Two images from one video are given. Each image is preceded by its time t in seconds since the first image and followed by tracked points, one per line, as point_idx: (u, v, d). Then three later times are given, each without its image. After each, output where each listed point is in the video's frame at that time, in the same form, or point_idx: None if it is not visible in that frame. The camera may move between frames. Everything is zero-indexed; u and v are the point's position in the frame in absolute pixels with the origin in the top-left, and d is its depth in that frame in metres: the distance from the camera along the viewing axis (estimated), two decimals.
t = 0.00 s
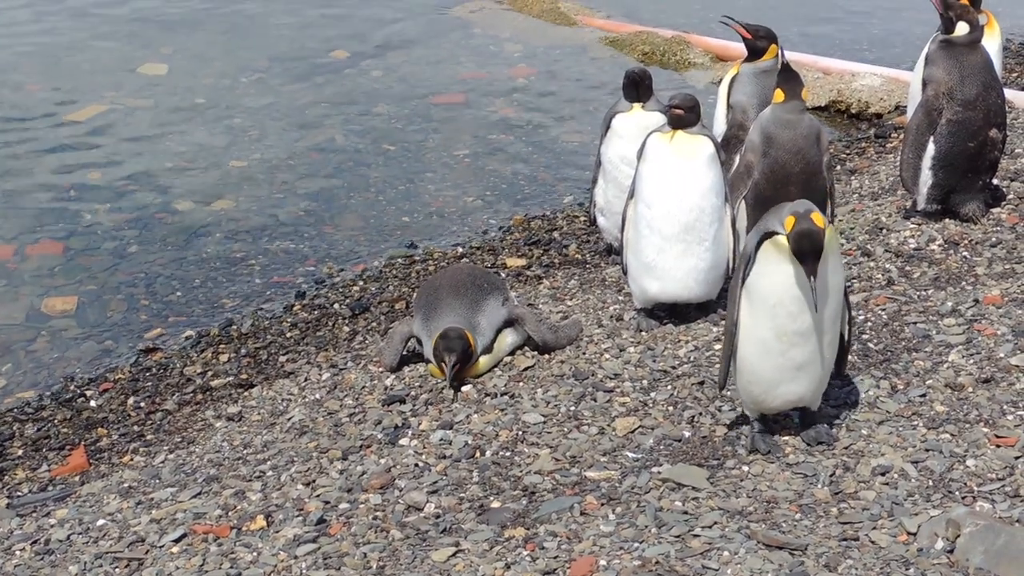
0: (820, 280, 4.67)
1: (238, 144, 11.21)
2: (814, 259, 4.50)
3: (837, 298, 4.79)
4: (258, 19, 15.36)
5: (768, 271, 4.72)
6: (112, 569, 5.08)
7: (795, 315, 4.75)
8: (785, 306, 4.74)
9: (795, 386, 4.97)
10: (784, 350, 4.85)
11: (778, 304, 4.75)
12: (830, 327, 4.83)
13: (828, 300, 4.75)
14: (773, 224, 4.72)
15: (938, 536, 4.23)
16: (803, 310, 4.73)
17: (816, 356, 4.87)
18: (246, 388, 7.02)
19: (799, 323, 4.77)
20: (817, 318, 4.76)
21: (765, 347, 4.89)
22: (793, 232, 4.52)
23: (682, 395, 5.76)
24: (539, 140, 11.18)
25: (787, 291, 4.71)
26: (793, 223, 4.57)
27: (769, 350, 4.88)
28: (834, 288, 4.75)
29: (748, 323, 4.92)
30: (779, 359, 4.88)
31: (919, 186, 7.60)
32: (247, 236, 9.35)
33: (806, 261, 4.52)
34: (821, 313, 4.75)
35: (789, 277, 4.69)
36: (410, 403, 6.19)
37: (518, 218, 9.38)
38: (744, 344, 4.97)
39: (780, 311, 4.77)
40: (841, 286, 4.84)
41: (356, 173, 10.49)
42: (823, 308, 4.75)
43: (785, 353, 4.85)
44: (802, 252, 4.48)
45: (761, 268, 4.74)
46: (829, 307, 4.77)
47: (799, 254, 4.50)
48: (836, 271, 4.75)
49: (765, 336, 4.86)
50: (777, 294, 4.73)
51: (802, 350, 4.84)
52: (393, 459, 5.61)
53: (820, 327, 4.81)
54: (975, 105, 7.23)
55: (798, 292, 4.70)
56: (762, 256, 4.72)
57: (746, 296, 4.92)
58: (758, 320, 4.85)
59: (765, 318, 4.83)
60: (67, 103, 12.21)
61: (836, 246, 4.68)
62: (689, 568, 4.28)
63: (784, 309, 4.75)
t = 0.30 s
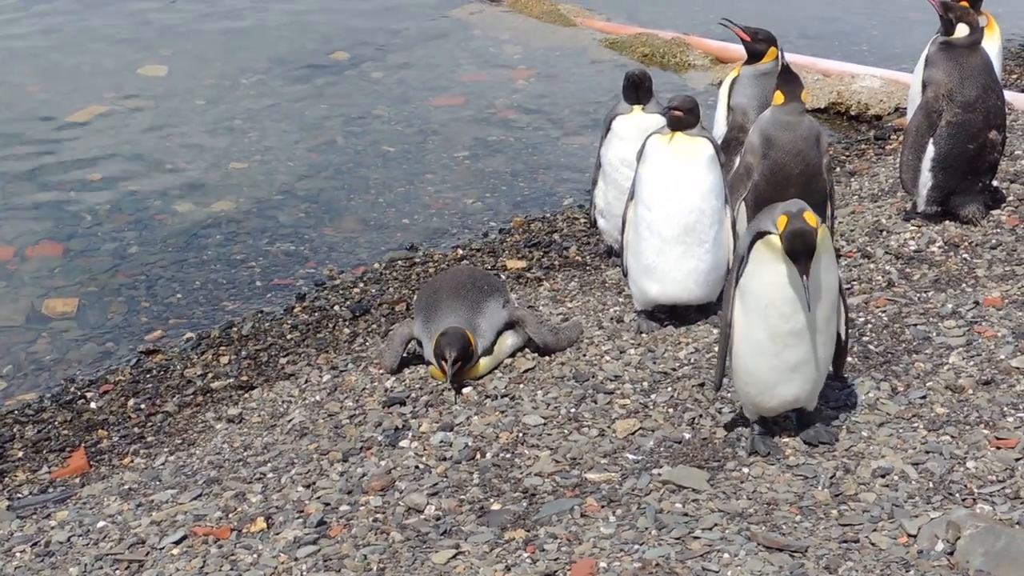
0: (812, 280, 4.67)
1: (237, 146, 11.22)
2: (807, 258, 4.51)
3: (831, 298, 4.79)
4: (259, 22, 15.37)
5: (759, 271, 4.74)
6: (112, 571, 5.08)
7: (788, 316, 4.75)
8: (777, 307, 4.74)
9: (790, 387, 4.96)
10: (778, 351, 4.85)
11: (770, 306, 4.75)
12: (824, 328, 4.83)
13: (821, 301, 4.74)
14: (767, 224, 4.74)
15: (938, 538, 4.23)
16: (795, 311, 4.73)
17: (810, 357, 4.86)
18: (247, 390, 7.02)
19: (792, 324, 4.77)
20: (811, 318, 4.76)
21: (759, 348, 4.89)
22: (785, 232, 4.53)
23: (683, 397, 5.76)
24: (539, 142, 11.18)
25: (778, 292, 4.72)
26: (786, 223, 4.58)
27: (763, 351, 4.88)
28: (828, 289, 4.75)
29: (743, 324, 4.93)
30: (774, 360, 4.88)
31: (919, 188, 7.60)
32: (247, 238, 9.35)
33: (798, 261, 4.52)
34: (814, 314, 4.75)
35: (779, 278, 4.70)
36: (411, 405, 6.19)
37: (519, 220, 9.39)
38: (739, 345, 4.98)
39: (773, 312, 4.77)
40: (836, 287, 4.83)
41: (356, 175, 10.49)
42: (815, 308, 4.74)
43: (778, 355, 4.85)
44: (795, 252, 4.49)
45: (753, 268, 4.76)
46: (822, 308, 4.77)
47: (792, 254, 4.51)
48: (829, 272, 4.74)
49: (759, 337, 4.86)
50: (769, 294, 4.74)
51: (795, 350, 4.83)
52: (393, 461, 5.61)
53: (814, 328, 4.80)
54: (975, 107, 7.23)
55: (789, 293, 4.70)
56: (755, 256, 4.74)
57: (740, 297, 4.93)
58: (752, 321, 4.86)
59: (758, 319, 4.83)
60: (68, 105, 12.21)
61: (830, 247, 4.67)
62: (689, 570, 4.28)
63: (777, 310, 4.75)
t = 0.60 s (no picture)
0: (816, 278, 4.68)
1: (236, 146, 11.22)
2: (814, 240, 4.59)
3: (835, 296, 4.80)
4: (258, 22, 15.37)
5: (766, 267, 4.72)
6: (111, 572, 5.08)
7: (794, 315, 4.75)
8: (783, 306, 4.74)
9: (795, 386, 4.96)
10: (783, 351, 4.85)
11: (776, 305, 4.75)
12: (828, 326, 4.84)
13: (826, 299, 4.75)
14: (769, 220, 4.75)
15: (937, 539, 4.24)
16: (800, 310, 4.73)
17: (815, 355, 4.88)
18: (246, 391, 7.01)
19: (797, 324, 4.77)
20: (815, 317, 4.76)
21: (765, 348, 4.89)
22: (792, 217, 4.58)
23: (681, 399, 5.76)
24: (539, 144, 11.18)
25: (784, 291, 4.72)
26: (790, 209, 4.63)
27: (768, 351, 4.88)
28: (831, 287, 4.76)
29: (747, 324, 4.92)
30: (779, 360, 4.88)
31: (918, 190, 7.61)
32: (246, 239, 9.35)
33: (806, 243, 4.59)
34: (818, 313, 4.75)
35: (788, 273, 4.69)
36: (410, 406, 6.19)
37: (517, 221, 9.39)
38: (744, 345, 4.98)
39: (778, 312, 4.77)
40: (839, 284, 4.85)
41: (355, 176, 10.50)
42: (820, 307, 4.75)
43: (784, 353, 4.86)
44: (803, 234, 4.56)
45: (758, 266, 4.75)
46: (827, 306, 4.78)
47: (800, 237, 4.57)
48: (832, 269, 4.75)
49: (765, 337, 4.86)
50: (774, 293, 4.74)
51: (801, 349, 4.84)
52: (392, 462, 5.61)
53: (818, 326, 4.81)
54: (974, 109, 7.23)
55: (794, 292, 4.71)
56: (759, 254, 4.73)
57: (744, 298, 4.92)
58: (757, 321, 4.86)
59: (763, 320, 4.83)
60: (66, 106, 12.21)
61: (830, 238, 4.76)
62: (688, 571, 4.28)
63: (782, 309, 4.75)
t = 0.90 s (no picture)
0: (826, 278, 4.67)
1: (236, 148, 11.22)
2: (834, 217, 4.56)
3: (842, 296, 4.80)
4: (257, 24, 15.38)
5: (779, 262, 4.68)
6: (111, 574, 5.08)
7: (800, 317, 4.75)
8: (790, 308, 4.74)
9: (800, 386, 4.98)
10: (788, 352, 4.86)
11: (783, 307, 4.75)
12: (834, 326, 4.85)
13: (832, 299, 4.76)
14: (778, 220, 4.75)
15: (936, 541, 4.24)
16: (808, 311, 4.74)
17: (821, 355, 4.89)
18: (246, 393, 7.02)
19: (804, 325, 4.78)
20: (821, 318, 4.77)
21: (770, 350, 4.90)
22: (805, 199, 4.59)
23: (681, 401, 5.77)
24: (538, 145, 11.19)
25: (792, 292, 4.71)
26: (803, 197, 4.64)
27: (773, 353, 4.89)
28: (838, 287, 4.76)
29: (753, 326, 4.93)
30: (784, 361, 4.89)
31: (917, 192, 7.62)
32: (245, 240, 9.35)
33: (827, 220, 4.56)
34: (825, 314, 4.76)
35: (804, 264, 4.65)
36: (409, 408, 6.19)
37: (517, 223, 9.41)
38: (750, 346, 4.98)
39: (785, 313, 4.77)
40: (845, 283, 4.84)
41: (354, 177, 10.51)
42: (828, 308, 4.75)
43: (790, 354, 4.87)
44: (823, 210, 4.54)
45: (767, 266, 4.73)
46: (834, 306, 4.78)
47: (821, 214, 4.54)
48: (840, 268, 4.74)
49: (771, 337, 4.87)
50: (783, 294, 4.73)
51: (807, 349, 4.85)
52: (391, 464, 5.61)
53: (824, 327, 4.82)
54: (974, 112, 7.23)
55: (803, 294, 4.70)
56: (769, 251, 4.71)
57: (750, 299, 4.91)
58: (763, 323, 4.86)
59: (770, 321, 4.83)
60: (66, 108, 12.21)
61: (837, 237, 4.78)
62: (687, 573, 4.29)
63: (790, 311, 4.75)
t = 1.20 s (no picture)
0: (830, 279, 4.67)
1: (239, 151, 11.22)
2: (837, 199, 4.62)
3: (846, 297, 4.80)
4: (260, 28, 15.40)
5: (786, 257, 4.67)
6: None
7: (804, 318, 4.75)
8: (795, 309, 4.74)
9: (804, 388, 4.98)
10: (792, 355, 4.86)
11: (787, 309, 4.75)
12: (838, 327, 4.85)
13: (836, 301, 4.76)
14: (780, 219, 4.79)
15: (939, 544, 4.24)
16: (812, 313, 4.73)
17: (825, 356, 4.89)
18: (248, 396, 7.02)
19: (808, 327, 4.78)
20: (825, 319, 4.77)
21: (774, 352, 4.90)
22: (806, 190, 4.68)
23: (683, 403, 5.76)
24: (540, 148, 11.19)
25: (797, 293, 4.71)
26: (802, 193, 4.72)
27: (777, 355, 4.89)
28: (842, 288, 4.76)
29: (757, 328, 4.93)
30: (788, 364, 4.90)
31: (919, 195, 7.61)
32: (248, 243, 9.36)
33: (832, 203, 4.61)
34: (829, 316, 4.76)
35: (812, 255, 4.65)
36: (412, 411, 6.20)
37: (518, 225, 9.41)
38: (754, 348, 4.98)
39: (789, 315, 4.77)
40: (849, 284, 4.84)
41: (356, 180, 10.52)
42: (832, 309, 4.75)
43: (794, 356, 4.87)
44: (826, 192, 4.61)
45: (771, 267, 4.73)
46: (838, 307, 4.78)
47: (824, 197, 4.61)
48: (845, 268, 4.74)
49: (776, 339, 4.86)
50: (788, 295, 4.73)
51: (811, 351, 4.85)
52: (394, 467, 5.61)
53: (828, 328, 4.82)
54: (975, 114, 7.24)
55: (807, 295, 4.70)
56: (774, 252, 4.71)
57: (754, 301, 4.91)
58: (767, 325, 4.86)
59: (774, 323, 4.83)
60: (69, 112, 12.23)
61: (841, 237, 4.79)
62: None
63: (794, 312, 4.75)
